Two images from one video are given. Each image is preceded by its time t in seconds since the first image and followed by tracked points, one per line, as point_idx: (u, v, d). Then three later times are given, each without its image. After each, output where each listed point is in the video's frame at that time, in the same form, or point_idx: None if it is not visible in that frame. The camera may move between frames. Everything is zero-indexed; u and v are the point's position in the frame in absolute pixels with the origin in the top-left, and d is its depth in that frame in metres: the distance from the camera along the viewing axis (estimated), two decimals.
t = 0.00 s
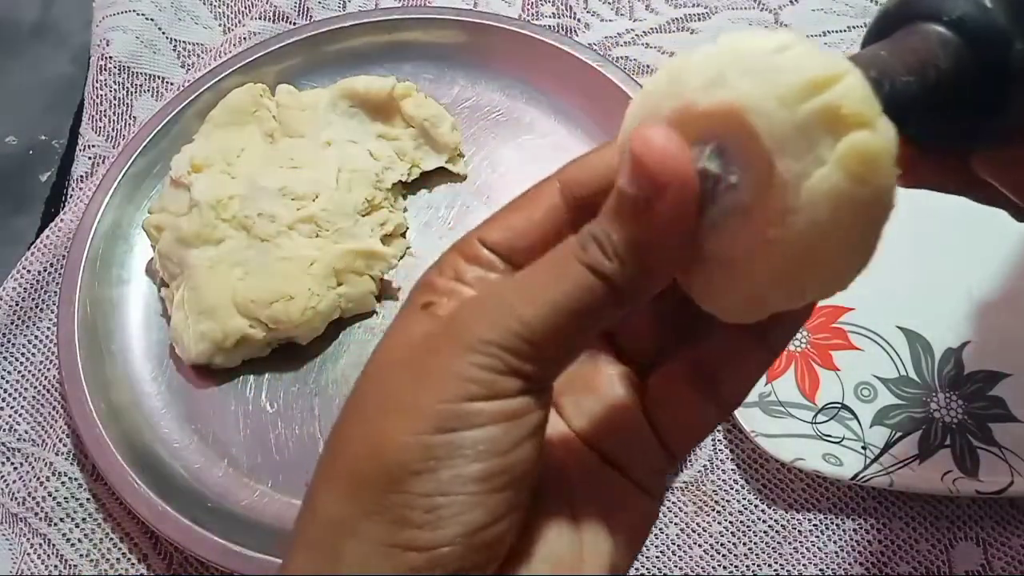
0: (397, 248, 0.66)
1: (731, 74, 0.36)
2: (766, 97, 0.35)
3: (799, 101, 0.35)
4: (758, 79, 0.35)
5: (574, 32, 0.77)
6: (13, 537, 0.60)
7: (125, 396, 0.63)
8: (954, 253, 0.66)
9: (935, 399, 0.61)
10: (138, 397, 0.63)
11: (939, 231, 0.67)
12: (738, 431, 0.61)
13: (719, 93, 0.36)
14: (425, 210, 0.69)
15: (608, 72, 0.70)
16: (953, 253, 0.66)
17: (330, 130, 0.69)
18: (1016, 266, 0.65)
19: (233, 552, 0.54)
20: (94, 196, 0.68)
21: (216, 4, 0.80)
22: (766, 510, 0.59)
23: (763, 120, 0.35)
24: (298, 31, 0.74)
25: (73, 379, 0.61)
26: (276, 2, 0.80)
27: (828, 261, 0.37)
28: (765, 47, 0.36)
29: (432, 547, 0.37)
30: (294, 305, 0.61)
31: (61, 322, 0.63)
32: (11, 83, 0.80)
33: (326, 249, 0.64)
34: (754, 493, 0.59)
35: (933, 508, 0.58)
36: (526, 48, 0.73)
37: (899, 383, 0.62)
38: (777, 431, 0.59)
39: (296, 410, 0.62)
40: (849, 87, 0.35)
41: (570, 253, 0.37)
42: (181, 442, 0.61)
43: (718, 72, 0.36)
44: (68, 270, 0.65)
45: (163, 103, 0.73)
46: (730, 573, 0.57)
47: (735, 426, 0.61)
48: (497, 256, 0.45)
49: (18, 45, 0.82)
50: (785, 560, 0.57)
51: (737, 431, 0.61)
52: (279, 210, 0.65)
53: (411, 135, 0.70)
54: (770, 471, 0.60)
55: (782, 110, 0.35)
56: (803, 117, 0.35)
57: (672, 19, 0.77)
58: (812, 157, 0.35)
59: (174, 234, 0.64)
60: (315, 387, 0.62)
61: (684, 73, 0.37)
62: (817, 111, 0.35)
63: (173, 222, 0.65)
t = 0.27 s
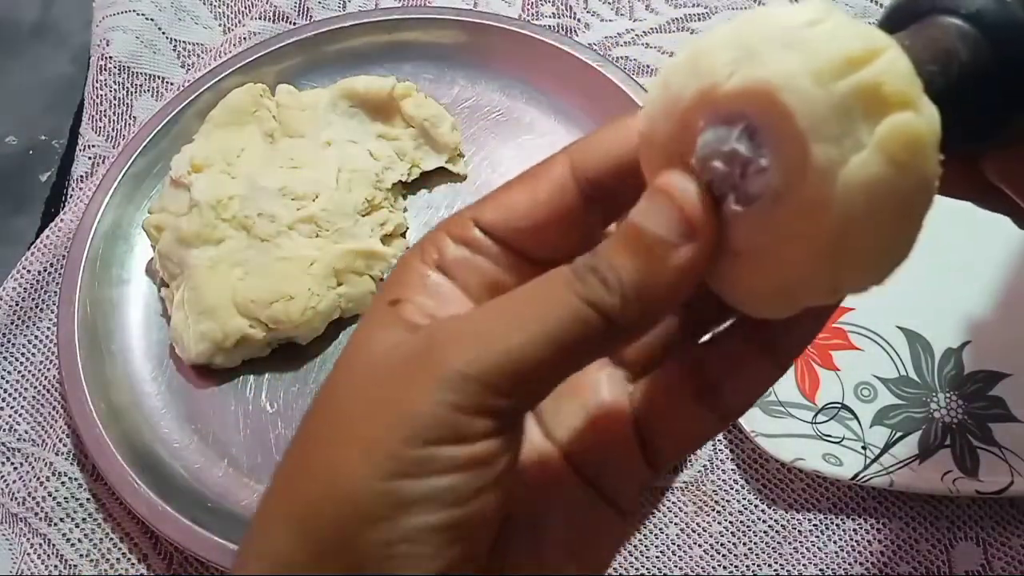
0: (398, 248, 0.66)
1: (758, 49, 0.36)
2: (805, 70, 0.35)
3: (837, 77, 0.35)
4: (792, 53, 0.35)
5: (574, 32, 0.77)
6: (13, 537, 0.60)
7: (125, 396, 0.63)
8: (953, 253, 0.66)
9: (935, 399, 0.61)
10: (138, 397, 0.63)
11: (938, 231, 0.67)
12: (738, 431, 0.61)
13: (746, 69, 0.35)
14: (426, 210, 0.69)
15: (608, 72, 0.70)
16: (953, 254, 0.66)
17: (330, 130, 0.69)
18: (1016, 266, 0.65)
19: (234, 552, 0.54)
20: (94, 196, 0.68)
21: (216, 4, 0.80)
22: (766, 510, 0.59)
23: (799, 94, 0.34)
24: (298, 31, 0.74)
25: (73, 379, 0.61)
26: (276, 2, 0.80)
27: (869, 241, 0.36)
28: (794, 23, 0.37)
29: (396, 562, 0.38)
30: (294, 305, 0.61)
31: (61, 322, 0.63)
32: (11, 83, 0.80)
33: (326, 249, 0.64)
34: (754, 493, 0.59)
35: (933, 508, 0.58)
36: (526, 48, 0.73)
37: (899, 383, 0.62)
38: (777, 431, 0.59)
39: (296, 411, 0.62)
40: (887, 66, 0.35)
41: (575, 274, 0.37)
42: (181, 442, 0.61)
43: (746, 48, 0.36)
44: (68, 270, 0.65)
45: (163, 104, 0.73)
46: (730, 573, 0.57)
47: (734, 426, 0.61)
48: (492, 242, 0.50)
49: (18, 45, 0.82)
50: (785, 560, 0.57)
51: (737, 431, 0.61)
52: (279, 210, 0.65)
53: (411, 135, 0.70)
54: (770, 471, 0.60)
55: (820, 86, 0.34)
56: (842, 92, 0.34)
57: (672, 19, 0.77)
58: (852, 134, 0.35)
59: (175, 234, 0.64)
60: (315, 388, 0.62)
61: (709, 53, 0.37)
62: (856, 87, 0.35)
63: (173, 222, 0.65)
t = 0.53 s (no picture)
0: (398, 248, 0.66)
1: (746, 32, 0.36)
2: (792, 51, 0.35)
3: (824, 58, 0.35)
4: (780, 35, 0.36)
5: (574, 32, 0.77)
6: (13, 537, 0.60)
7: (124, 396, 0.63)
8: (953, 253, 0.66)
9: (935, 400, 0.61)
10: (138, 397, 0.63)
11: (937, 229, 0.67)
12: (738, 431, 0.61)
13: (732, 53, 0.36)
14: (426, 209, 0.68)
15: (608, 73, 0.70)
16: (953, 253, 0.66)
17: (330, 130, 0.69)
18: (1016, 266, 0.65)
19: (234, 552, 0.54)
20: (94, 196, 0.68)
21: (216, 4, 0.80)
22: (766, 510, 0.59)
23: (785, 76, 0.35)
24: (299, 31, 0.74)
25: (73, 379, 0.61)
26: (276, 2, 0.80)
27: (859, 222, 0.36)
28: (782, 7, 0.37)
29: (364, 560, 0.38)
30: (294, 305, 0.61)
31: (61, 322, 0.63)
32: (11, 83, 0.80)
33: (326, 249, 0.64)
34: (754, 493, 0.59)
35: (933, 508, 0.58)
36: (525, 48, 0.73)
37: (899, 383, 0.62)
38: (777, 431, 0.59)
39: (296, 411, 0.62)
40: (875, 48, 0.35)
41: (543, 244, 0.36)
42: (180, 442, 0.61)
43: (734, 30, 0.37)
44: (68, 270, 0.65)
45: (164, 103, 0.73)
46: (730, 573, 0.57)
47: (735, 426, 0.61)
48: (458, 229, 0.50)
49: (18, 45, 0.82)
50: (785, 560, 0.57)
51: (737, 431, 0.61)
52: (279, 210, 0.65)
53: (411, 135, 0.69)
54: (770, 471, 0.60)
55: (806, 67, 0.35)
56: (829, 73, 0.35)
57: (672, 19, 0.77)
58: (838, 116, 0.35)
59: (175, 234, 0.64)
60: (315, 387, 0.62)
61: (697, 37, 0.38)
62: (843, 69, 0.35)
63: (173, 222, 0.65)
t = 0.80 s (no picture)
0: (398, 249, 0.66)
1: (727, 24, 0.39)
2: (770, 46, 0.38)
3: (800, 53, 0.37)
4: (759, 29, 0.38)
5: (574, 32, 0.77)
6: (13, 537, 0.60)
7: (125, 396, 0.63)
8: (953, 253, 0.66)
9: (935, 400, 0.61)
10: (138, 396, 0.63)
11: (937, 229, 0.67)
12: (738, 431, 0.61)
13: (714, 44, 0.39)
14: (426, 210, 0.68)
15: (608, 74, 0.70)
16: (953, 253, 0.66)
17: (330, 130, 0.69)
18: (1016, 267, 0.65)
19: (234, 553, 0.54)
20: (94, 196, 0.68)
21: (216, 4, 0.80)
22: (766, 510, 0.59)
23: (759, 69, 0.37)
24: (299, 31, 0.74)
25: (73, 379, 0.61)
26: (276, 2, 0.80)
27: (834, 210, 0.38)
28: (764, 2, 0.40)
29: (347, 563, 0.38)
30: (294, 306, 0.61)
31: (61, 322, 0.63)
32: (11, 83, 0.80)
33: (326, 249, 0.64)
34: (754, 492, 0.59)
35: (933, 508, 0.58)
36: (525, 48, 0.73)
37: (899, 383, 0.62)
38: (777, 431, 0.59)
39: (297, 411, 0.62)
40: (849, 45, 0.38)
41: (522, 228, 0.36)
42: (181, 442, 0.61)
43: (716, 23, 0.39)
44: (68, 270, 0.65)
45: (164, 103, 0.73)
46: (730, 573, 0.57)
47: (735, 426, 0.61)
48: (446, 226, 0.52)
49: (18, 45, 0.82)
50: (785, 559, 0.57)
51: (737, 430, 0.61)
52: (280, 210, 0.65)
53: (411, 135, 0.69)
54: (770, 471, 0.60)
55: (782, 62, 0.37)
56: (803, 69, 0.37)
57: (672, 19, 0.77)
58: (811, 110, 0.37)
59: (175, 234, 0.64)
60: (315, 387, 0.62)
61: (685, 29, 0.41)
62: (817, 64, 0.37)
63: (173, 222, 0.65)
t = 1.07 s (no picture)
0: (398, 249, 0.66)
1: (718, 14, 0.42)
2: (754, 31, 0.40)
3: (781, 40, 0.40)
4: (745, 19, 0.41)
5: (574, 32, 0.77)
6: (13, 537, 0.60)
7: (125, 396, 0.63)
8: (954, 254, 0.66)
9: (935, 400, 0.61)
10: (138, 396, 0.63)
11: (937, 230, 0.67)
12: (738, 431, 0.61)
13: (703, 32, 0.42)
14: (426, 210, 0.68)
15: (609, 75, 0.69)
16: (954, 254, 0.66)
17: (330, 130, 0.69)
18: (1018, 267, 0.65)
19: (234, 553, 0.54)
20: (94, 196, 0.68)
21: (216, 4, 0.80)
22: (766, 510, 0.59)
23: (742, 54, 0.40)
24: (299, 31, 0.74)
25: (73, 379, 0.61)
26: (276, 2, 0.80)
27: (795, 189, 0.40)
28: None
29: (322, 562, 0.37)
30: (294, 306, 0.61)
31: (61, 322, 0.63)
32: (10, 83, 0.80)
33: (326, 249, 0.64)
34: (754, 493, 0.59)
35: (933, 508, 0.58)
36: (526, 48, 0.73)
37: (899, 383, 0.62)
38: (776, 431, 0.59)
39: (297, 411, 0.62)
40: (832, 34, 0.40)
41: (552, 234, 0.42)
42: (181, 442, 0.61)
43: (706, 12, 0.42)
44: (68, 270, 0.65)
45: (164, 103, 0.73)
46: (730, 573, 0.57)
47: (735, 426, 0.61)
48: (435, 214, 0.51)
49: (18, 45, 0.82)
50: (785, 559, 0.57)
51: (737, 430, 0.61)
52: (280, 210, 0.64)
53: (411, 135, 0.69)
54: (770, 471, 0.60)
55: (761, 47, 0.40)
56: (782, 55, 0.40)
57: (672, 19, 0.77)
58: (789, 94, 0.40)
59: (175, 234, 0.64)
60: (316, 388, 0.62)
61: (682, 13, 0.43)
62: (797, 52, 0.40)
63: (173, 222, 0.65)
